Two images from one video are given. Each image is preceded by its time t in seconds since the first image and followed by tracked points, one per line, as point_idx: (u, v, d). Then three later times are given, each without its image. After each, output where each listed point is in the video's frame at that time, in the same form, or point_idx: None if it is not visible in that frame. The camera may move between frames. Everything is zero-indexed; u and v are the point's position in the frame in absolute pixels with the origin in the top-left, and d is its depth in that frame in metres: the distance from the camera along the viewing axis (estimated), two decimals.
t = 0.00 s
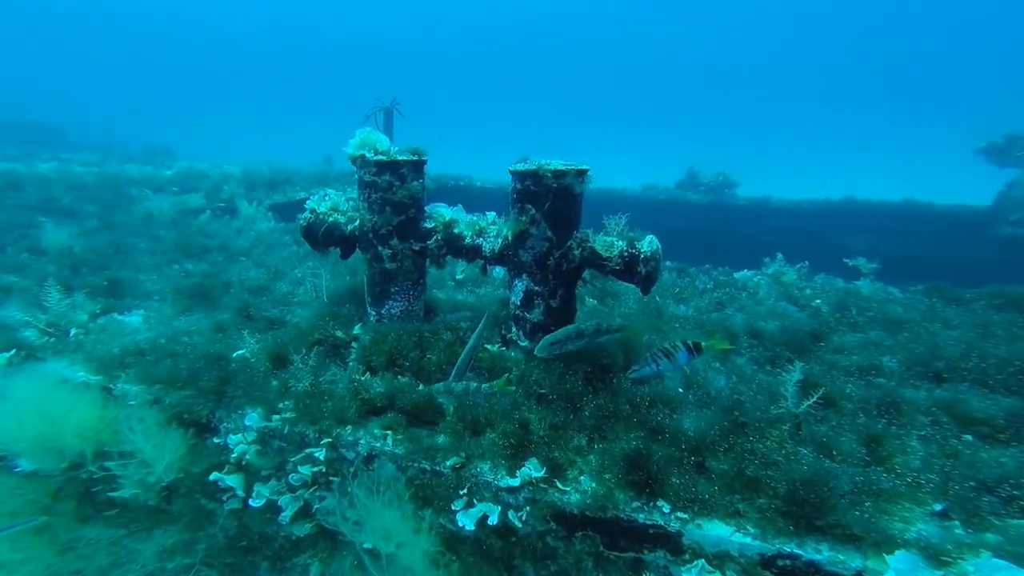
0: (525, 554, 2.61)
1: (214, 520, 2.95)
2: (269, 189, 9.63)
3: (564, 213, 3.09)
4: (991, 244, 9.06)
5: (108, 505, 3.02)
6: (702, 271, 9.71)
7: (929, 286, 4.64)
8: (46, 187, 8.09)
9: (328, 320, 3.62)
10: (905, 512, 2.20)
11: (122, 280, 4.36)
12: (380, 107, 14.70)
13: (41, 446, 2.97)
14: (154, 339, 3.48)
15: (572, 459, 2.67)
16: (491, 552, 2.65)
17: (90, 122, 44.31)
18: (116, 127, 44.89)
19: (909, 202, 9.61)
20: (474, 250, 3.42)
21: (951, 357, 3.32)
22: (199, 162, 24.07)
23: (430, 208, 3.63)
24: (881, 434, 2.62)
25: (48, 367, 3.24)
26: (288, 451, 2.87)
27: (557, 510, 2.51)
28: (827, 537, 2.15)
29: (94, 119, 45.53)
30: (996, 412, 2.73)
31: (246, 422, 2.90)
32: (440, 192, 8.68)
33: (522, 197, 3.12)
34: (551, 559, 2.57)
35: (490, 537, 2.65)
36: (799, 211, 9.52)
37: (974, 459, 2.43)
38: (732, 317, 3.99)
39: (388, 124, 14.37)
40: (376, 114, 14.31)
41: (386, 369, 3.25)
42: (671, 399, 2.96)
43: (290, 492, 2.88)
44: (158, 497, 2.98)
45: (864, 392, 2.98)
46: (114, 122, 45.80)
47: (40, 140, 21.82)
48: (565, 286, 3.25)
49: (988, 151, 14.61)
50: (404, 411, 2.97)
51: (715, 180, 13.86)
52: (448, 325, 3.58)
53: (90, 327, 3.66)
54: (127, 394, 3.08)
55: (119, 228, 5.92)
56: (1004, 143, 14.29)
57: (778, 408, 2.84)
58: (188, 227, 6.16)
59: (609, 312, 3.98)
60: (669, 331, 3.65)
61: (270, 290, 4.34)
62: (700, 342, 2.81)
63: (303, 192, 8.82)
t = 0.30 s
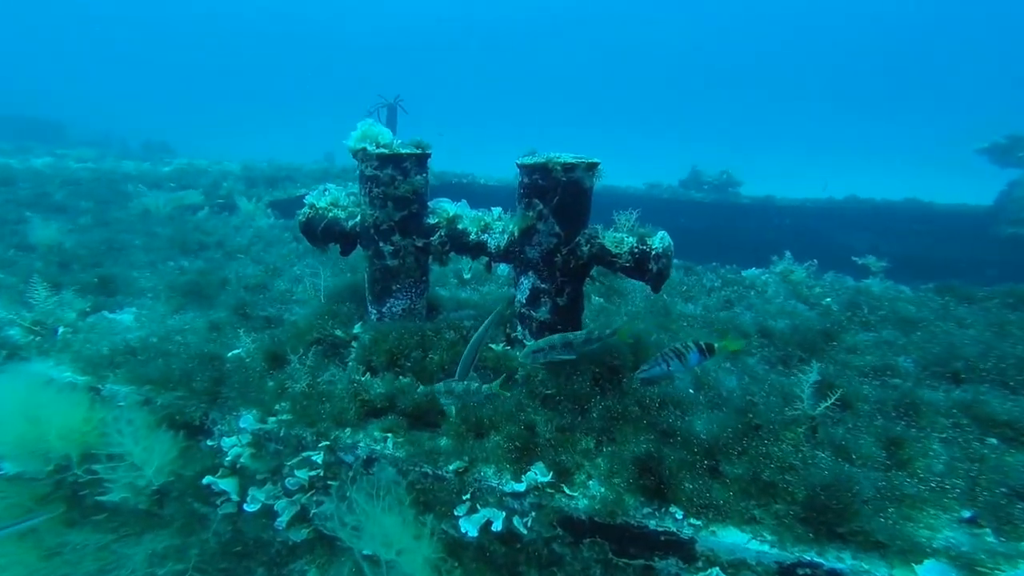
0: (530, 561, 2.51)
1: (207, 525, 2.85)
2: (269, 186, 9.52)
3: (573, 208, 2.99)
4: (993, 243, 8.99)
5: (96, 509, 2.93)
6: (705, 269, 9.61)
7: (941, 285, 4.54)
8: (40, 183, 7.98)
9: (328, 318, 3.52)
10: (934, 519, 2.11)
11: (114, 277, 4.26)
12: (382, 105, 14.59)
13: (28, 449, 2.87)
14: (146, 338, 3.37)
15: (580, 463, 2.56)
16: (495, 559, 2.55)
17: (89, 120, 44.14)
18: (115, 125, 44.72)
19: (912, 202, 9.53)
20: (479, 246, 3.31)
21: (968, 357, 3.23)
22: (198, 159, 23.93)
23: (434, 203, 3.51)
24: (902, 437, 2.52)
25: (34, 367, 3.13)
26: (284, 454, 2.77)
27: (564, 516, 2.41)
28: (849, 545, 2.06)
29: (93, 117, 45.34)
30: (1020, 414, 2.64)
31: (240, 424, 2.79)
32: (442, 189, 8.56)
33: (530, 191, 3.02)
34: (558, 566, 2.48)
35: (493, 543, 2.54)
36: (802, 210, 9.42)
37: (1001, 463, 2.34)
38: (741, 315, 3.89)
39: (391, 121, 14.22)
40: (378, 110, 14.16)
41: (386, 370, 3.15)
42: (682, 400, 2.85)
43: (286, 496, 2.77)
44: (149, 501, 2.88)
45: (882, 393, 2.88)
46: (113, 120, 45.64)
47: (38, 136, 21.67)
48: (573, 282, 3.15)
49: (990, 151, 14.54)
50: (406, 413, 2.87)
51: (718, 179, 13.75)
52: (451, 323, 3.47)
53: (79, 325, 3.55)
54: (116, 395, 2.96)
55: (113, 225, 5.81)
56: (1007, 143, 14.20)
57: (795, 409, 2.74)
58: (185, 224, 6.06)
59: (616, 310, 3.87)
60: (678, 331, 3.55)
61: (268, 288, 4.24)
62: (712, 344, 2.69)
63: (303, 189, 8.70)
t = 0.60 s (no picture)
0: (537, 568, 2.42)
1: (200, 529, 2.74)
2: (268, 183, 9.41)
3: (581, 203, 2.90)
4: (994, 243, 8.89)
5: (85, 513, 2.81)
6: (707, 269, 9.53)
7: (953, 285, 4.46)
8: (35, 178, 7.87)
9: (327, 316, 3.42)
10: (963, 526, 2.02)
11: (107, 273, 4.16)
12: (382, 103, 14.50)
13: (10, 450, 2.78)
14: (138, 337, 3.28)
15: (588, 467, 2.47)
16: (500, 566, 2.46)
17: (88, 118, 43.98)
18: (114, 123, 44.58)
19: (914, 202, 9.45)
20: (484, 243, 3.23)
21: (986, 359, 3.15)
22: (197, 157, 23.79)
23: (438, 198, 3.41)
24: (923, 440, 2.43)
25: (19, 365, 3.03)
26: (281, 457, 2.67)
27: (571, 522, 2.32)
28: (873, 554, 1.97)
29: (92, 115, 45.20)
30: None
31: (236, 426, 2.70)
32: (442, 187, 8.46)
33: (537, 185, 2.92)
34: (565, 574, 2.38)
35: (498, 549, 2.45)
36: (804, 210, 9.32)
37: None
38: (750, 314, 3.80)
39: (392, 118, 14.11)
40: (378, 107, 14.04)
41: (387, 370, 3.06)
42: (692, 401, 2.76)
43: (283, 500, 2.66)
44: (139, 506, 2.79)
45: (900, 395, 2.79)
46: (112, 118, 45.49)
47: (36, 133, 21.54)
48: (581, 280, 3.06)
49: (991, 152, 14.47)
50: (408, 414, 2.78)
51: (721, 179, 13.66)
52: (455, 322, 3.38)
53: (69, 323, 3.45)
54: (106, 395, 2.88)
55: (108, 220, 5.71)
56: (1008, 144, 14.13)
57: (810, 411, 2.65)
58: (181, 221, 5.95)
59: (624, 308, 3.78)
60: (686, 330, 3.46)
61: (266, 285, 4.14)
62: (724, 343, 2.62)
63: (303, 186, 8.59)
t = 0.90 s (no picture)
0: None
1: (194, 535, 2.66)
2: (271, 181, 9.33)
3: (591, 200, 2.82)
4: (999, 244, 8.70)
5: (75, 517, 2.69)
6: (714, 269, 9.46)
7: (970, 285, 4.35)
8: (33, 175, 7.81)
9: (329, 316, 3.35)
10: (996, 536, 1.94)
11: (101, 271, 4.10)
12: (388, 101, 14.42)
13: None
14: (131, 336, 3.22)
15: (599, 472, 2.38)
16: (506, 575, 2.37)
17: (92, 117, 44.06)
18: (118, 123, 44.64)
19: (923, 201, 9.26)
20: (491, 240, 3.14)
21: (1010, 361, 3.05)
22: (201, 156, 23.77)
23: (443, 194, 3.33)
24: (948, 445, 2.34)
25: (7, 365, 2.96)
26: (280, 461, 2.59)
27: (581, 529, 2.23)
28: (901, 564, 1.89)
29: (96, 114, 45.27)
30: None
31: (234, 428, 2.63)
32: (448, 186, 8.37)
33: (545, 181, 2.84)
34: None
35: (505, 557, 2.37)
36: (812, 210, 9.19)
37: None
38: (763, 314, 3.71)
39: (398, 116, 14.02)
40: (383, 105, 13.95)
41: (390, 371, 2.97)
42: (705, 404, 2.67)
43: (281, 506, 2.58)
44: (132, 509, 2.68)
45: (922, 397, 2.69)
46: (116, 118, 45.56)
47: (40, 132, 21.55)
48: (590, 279, 2.98)
49: (1001, 151, 14.27)
50: (411, 417, 2.70)
51: (728, 178, 13.55)
52: (460, 321, 3.30)
53: (59, 322, 3.38)
54: (96, 397, 2.80)
55: (107, 218, 5.64)
56: (1018, 144, 13.98)
57: (829, 415, 2.56)
58: (182, 218, 5.87)
59: (634, 308, 3.69)
60: (698, 330, 3.37)
61: (267, 283, 4.07)
62: (739, 345, 2.52)
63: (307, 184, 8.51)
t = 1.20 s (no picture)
0: None
1: (185, 541, 2.52)
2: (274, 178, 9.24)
3: (603, 196, 2.73)
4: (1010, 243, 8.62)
5: (58, 522, 2.53)
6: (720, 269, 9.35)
7: (986, 285, 4.26)
8: (34, 172, 7.76)
9: (331, 315, 3.26)
10: None
11: (96, 269, 4.04)
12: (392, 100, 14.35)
13: None
14: (125, 335, 3.15)
15: (610, 478, 2.30)
16: None
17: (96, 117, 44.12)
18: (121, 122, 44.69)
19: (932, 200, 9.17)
20: (498, 238, 3.06)
21: None
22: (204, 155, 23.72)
23: (450, 190, 3.24)
24: (976, 450, 2.26)
25: None
26: (279, 464, 2.52)
27: (591, 537, 2.15)
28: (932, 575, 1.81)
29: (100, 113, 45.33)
30: None
31: (230, 429, 2.56)
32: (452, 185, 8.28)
33: (555, 177, 2.76)
34: None
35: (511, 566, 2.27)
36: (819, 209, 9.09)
37: None
38: (775, 314, 3.62)
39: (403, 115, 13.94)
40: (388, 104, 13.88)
41: (394, 371, 2.89)
42: (719, 407, 2.58)
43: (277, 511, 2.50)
44: (121, 514, 2.55)
45: (944, 400, 2.60)
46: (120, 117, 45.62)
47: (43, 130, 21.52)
48: (601, 278, 2.89)
49: (1008, 151, 14.17)
50: (415, 419, 2.61)
51: (734, 177, 13.43)
52: (466, 321, 3.22)
53: (50, 321, 3.31)
54: (86, 398, 2.73)
55: (106, 215, 5.57)
56: None
57: (850, 418, 2.46)
58: (182, 216, 5.79)
59: (644, 307, 3.60)
60: (710, 331, 3.29)
61: (268, 281, 3.98)
62: (755, 347, 2.44)
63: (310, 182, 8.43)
